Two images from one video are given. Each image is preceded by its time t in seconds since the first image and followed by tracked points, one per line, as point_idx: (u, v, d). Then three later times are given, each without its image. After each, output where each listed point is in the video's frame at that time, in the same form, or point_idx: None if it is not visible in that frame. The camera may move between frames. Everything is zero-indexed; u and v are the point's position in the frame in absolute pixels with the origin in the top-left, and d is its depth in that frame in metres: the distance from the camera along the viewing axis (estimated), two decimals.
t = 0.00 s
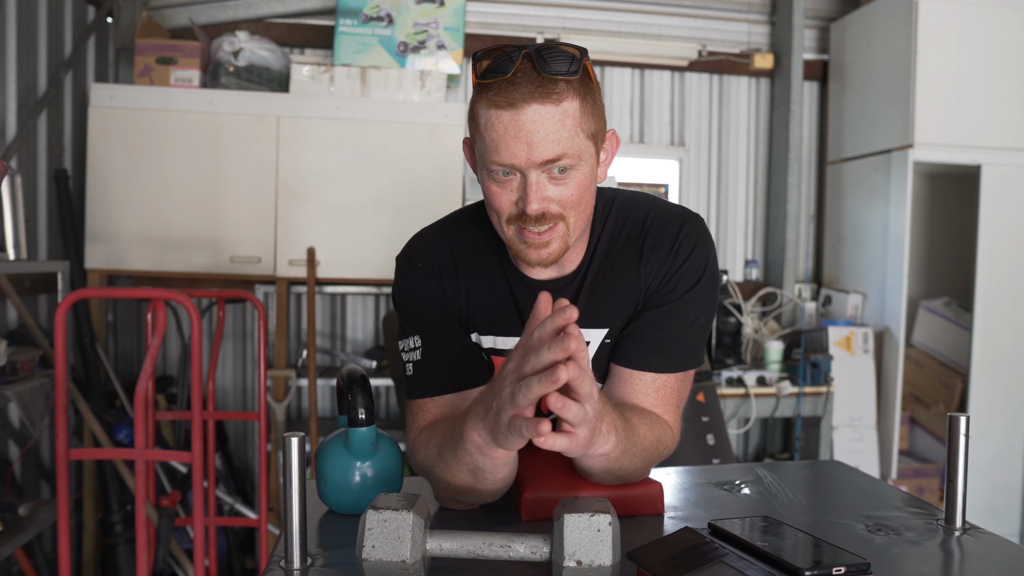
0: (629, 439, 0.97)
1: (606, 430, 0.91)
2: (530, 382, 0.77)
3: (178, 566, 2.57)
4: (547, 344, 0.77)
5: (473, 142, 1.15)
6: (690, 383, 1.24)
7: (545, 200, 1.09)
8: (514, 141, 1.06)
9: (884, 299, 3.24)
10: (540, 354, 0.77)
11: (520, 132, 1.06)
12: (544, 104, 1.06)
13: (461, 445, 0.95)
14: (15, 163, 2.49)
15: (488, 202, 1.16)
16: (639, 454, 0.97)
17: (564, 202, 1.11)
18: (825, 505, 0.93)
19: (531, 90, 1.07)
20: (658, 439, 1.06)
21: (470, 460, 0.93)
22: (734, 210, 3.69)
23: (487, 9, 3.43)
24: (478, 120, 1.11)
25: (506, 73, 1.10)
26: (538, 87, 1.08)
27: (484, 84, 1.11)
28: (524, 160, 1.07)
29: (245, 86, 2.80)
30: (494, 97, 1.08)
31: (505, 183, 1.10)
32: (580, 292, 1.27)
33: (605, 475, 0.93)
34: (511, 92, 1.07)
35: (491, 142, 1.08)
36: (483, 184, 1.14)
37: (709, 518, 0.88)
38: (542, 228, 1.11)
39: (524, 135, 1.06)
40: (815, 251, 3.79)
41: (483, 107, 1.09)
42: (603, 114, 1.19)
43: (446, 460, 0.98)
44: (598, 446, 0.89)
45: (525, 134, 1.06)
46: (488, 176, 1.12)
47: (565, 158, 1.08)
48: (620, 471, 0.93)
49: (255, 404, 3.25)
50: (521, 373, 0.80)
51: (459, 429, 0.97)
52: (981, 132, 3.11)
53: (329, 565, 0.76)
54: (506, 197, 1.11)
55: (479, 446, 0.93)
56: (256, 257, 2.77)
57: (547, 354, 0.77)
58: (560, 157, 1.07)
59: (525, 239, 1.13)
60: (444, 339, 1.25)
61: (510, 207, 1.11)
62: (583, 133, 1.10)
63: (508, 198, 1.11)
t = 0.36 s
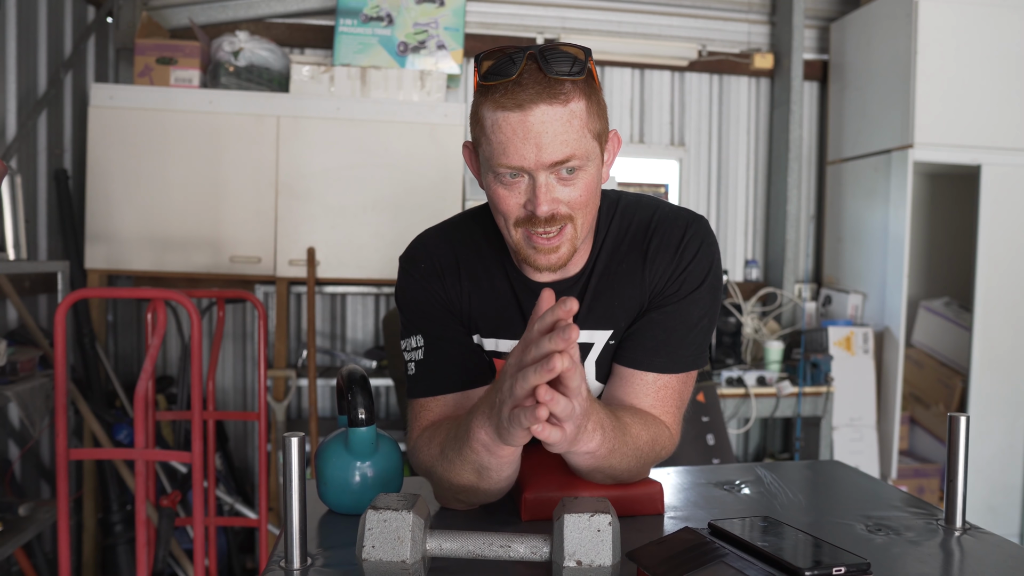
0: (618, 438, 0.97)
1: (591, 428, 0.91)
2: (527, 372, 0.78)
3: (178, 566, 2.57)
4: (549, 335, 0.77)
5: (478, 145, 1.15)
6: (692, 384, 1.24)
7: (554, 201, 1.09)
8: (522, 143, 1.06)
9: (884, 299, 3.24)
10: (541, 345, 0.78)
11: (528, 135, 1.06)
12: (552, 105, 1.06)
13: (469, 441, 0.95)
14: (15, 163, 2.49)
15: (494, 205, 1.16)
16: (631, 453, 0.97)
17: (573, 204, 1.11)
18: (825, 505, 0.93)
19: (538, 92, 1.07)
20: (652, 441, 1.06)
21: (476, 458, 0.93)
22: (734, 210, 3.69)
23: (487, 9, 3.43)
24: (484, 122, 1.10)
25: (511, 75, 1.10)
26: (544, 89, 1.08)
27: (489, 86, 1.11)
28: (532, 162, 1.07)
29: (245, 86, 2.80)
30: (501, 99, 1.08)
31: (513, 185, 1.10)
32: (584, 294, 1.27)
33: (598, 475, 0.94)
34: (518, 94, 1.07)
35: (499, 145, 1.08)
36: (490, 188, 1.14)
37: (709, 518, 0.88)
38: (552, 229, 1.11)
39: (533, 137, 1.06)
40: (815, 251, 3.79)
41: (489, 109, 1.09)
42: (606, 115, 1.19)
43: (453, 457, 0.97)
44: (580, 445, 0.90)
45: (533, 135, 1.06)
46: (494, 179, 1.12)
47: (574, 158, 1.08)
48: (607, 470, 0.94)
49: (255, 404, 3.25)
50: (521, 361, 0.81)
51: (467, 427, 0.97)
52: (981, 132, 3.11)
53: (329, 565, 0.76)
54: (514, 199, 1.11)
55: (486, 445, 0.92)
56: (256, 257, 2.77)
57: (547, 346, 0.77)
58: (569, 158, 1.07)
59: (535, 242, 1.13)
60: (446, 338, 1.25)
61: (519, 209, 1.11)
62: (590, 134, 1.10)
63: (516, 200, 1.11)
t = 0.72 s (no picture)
0: (614, 440, 0.97)
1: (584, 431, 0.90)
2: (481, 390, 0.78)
3: (178, 566, 2.57)
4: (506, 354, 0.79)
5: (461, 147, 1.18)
6: (694, 385, 1.24)
7: (512, 211, 1.10)
8: (484, 153, 1.08)
9: (884, 299, 3.24)
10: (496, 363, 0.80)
11: (491, 145, 1.07)
12: (513, 119, 1.07)
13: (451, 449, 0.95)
14: (15, 163, 2.49)
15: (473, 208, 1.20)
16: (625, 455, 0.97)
17: (533, 215, 1.11)
18: (825, 505, 0.93)
19: (503, 102, 1.07)
20: (649, 442, 1.06)
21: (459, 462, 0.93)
22: (734, 209, 3.69)
23: (487, 9, 3.43)
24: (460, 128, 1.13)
25: (488, 82, 1.11)
26: (513, 100, 1.08)
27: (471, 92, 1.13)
28: (491, 174, 1.09)
29: (245, 86, 2.80)
30: (471, 107, 1.10)
31: (481, 191, 1.13)
32: (585, 294, 1.29)
33: (597, 477, 0.94)
34: (485, 103, 1.08)
35: (468, 151, 1.10)
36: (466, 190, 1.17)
37: (709, 518, 0.88)
38: (512, 239, 1.13)
39: (492, 148, 1.07)
40: (815, 251, 3.79)
41: (465, 115, 1.11)
42: (590, 125, 1.16)
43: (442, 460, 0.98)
44: (572, 448, 0.90)
45: (493, 147, 1.07)
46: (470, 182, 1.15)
47: (531, 173, 1.08)
48: (601, 470, 0.94)
49: (255, 405, 3.25)
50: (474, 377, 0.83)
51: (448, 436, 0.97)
52: (981, 133, 3.11)
53: (329, 565, 0.76)
54: (483, 204, 1.14)
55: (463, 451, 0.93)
56: (256, 257, 2.77)
57: (501, 365, 0.79)
58: (526, 173, 1.08)
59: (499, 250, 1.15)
60: (448, 339, 1.25)
61: (483, 216, 1.14)
62: (556, 149, 1.10)
63: (483, 204, 1.14)
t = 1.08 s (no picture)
0: (605, 443, 0.97)
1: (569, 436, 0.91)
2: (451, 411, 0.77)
3: (178, 566, 2.57)
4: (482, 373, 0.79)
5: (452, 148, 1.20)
6: (693, 385, 1.23)
7: (498, 215, 1.12)
8: (471, 159, 1.09)
9: (884, 299, 3.24)
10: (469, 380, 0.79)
11: (477, 150, 1.08)
12: (498, 126, 1.07)
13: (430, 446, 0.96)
14: (15, 163, 2.49)
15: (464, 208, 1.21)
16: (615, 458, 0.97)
17: (519, 219, 1.13)
18: (825, 505, 0.93)
19: (489, 109, 1.08)
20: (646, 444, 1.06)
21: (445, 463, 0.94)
22: (734, 209, 3.69)
23: (487, 9, 3.43)
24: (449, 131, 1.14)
25: (475, 86, 1.11)
26: (498, 106, 1.08)
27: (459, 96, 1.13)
28: (478, 179, 1.10)
29: (245, 86, 2.80)
30: (458, 112, 1.10)
31: (469, 193, 1.15)
32: (581, 294, 1.29)
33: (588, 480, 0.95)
34: (471, 109, 1.08)
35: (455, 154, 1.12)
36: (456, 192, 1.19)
37: (709, 518, 0.88)
38: (500, 242, 1.15)
39: (478, 154, 1.08)
40: (815, 251, 3.79)
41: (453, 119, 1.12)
42: (577, 129, 1.17)
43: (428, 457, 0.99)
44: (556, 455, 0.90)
45: (479, 153, 1.08)
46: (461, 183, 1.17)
47: (517, 179, 1.09)
48: (594, 472, 0.95)
49: (255, 405, 3.25)
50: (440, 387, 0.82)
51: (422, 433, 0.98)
52: (981, 132, 3.11)
53: (329, 565, 0.76)
54: (472, 207, 1.16)
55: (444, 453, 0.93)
56: (256, 257, 2.77)
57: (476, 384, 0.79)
58: (511, 179, 1.09)
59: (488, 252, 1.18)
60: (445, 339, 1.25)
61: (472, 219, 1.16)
62: (541, 155, 1.10)
63: (472, 206, 1.15)
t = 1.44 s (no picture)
0: (605, 444, 0.97)
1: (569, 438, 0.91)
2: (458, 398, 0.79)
3: (178, 566, 2.57)
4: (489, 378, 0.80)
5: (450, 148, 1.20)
6: (693, 384, 1.23)
7: (496, 216, 1.12)
8: (469, 158, 1.09)
9: (884, 299, 3.24)
10: (476, 383, 0.79)
11: (474, 150, 1.08)
12: (496, 126, 1.07)
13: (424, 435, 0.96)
14: (15, 163, 2.49)
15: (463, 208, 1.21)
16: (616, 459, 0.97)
17: (517, 219, 1.13)
18: (825, 505, 0.93)
19: (486, 109, 1.08)
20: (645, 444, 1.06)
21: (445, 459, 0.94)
22: (734, 209, 3.69)
23: (487, 9, 3.43)
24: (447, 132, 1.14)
25: (472, 87, 1.11)
26: (494, 106, 1.08)
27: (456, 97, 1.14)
28: (476, 179, 1.10)
29: (245, 86, 2.80)
30: (456, 113, 1.10)
31: (467, 193, 1.15)
32: (581, 293, 1.29)
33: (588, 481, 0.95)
34: (469, 109, 1.08)
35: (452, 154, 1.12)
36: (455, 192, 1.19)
37: (709, 518, 0.88)
38: (500, 242, 1.15)
39: (476, 154, 1.08)
40: (815, 251, 3.79)
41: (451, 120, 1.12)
42: (575, 129, 1.17)
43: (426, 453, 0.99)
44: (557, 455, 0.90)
45: (477, 153, 1.08)
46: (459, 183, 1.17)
47: (515, 179, 1.09)
48: (594, 473, 0.94)
49: (255, 405, 3.25)
50: (438, 382, 0.81)
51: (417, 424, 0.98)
52: (980, 132, 3.11)
53: (329, 565, 0.76)
54: (469, 206, 1.16)
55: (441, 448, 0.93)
56: (256, 257, 2.77)
57: (483, 387, 0.79)
58: (510, 178, 1.09)
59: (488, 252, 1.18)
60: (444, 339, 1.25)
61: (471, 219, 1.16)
62: (540, 154, 1.10)
63: (470, 207, 1.16)
